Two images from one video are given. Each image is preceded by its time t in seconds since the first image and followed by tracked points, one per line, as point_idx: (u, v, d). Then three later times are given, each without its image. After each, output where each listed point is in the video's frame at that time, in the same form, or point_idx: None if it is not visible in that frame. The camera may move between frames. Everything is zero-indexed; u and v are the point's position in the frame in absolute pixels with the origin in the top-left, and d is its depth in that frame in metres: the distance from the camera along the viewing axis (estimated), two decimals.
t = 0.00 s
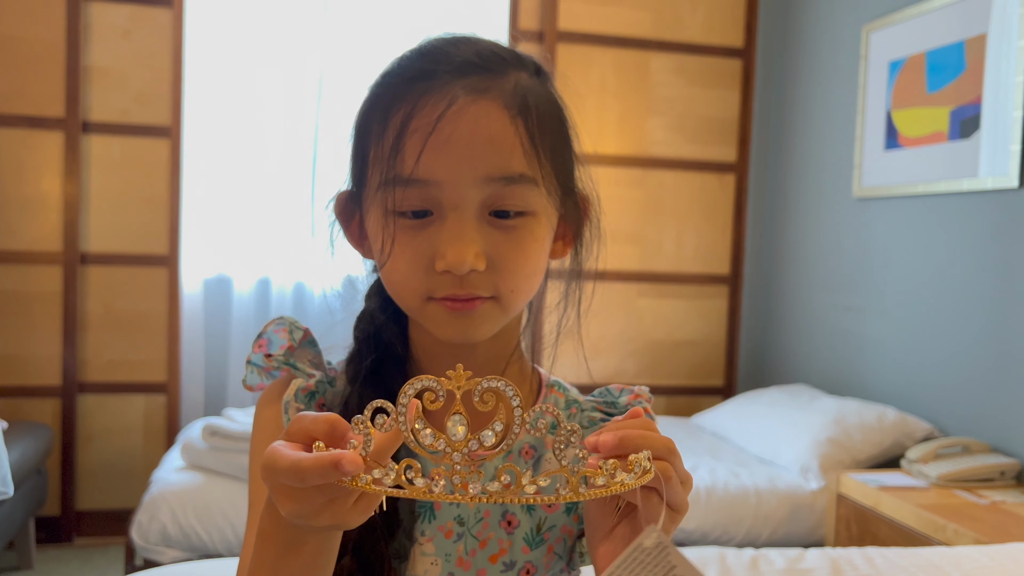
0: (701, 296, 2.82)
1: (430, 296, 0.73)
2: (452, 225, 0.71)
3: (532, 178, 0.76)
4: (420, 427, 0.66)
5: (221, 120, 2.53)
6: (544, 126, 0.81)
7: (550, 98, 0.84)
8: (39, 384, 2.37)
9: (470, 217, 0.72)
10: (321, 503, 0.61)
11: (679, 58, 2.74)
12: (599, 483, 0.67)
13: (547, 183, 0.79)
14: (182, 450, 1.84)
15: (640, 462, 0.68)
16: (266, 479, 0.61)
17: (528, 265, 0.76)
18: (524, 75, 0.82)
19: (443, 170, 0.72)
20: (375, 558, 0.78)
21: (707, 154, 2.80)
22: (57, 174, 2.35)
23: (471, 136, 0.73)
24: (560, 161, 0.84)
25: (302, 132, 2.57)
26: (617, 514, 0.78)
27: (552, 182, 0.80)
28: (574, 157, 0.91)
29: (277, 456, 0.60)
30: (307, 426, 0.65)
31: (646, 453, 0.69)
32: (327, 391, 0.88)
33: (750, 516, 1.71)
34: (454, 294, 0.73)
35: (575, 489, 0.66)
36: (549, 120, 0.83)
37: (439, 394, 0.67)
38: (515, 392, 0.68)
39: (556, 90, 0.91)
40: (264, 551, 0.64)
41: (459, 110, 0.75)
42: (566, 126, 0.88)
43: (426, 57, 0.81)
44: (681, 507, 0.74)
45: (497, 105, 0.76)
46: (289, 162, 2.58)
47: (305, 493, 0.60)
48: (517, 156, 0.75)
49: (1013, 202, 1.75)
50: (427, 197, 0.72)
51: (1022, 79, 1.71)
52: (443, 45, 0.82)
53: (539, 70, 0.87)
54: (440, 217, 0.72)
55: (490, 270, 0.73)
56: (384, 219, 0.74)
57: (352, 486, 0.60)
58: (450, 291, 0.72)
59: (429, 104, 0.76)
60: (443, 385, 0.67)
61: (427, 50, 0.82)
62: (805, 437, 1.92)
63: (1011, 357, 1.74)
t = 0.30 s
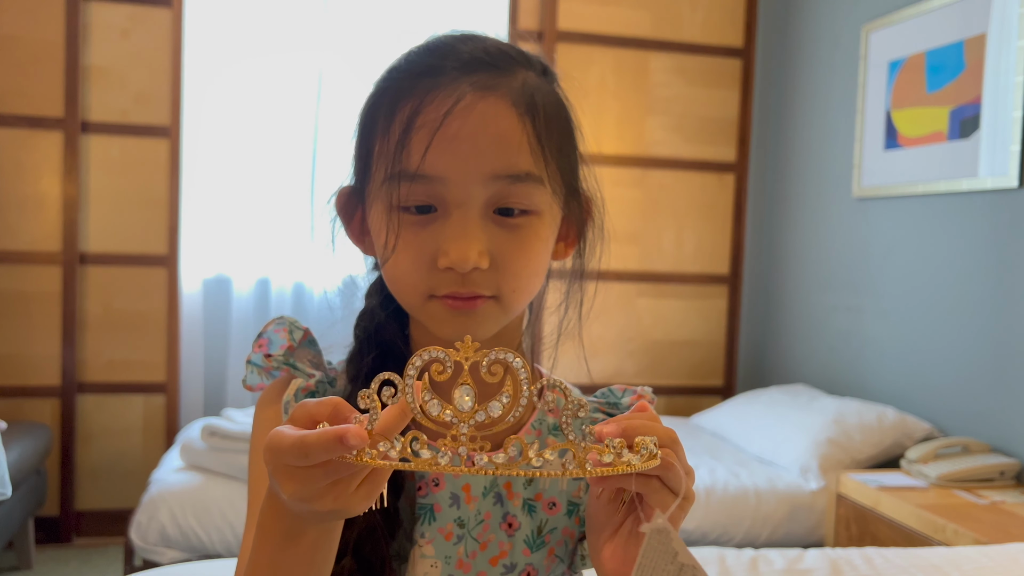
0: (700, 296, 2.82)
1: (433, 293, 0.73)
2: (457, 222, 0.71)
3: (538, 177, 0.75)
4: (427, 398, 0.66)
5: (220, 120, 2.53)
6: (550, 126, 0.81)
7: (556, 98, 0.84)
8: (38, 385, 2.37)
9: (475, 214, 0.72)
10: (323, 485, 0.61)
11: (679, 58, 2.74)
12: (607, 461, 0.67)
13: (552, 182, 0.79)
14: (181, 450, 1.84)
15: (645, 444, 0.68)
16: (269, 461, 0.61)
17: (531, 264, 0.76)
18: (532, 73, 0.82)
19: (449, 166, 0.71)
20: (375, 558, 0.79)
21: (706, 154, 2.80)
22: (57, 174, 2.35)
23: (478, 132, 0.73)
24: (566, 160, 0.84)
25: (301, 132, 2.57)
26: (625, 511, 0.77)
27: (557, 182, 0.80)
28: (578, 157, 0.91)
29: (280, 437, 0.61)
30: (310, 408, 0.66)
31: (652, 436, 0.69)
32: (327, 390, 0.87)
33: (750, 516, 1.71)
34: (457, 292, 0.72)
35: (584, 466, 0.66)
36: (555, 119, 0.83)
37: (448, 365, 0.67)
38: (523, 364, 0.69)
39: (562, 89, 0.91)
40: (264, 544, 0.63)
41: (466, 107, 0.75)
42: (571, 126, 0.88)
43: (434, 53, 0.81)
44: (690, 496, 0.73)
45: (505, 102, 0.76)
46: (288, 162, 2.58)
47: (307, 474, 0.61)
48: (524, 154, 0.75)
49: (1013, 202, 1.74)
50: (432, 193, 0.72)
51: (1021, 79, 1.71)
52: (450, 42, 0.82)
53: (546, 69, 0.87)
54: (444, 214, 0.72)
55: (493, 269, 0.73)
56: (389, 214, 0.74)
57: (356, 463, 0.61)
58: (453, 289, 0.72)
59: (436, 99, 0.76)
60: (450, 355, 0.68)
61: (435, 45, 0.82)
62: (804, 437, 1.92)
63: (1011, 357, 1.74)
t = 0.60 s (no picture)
0: (701, 294, 2.82)
1: (435, 289, 0.73)
2: (460, 217, 0.71)
3: (540, 174, 0.76)
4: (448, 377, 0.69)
5: (220, 118, 2.53)
6: (552, 124, 0.81)
7: (557, 97, 0.85)
8: (39, 383, 2.37)
9: (478, 209, 0.72)
10: (337, 471, 0.61)
11: (679, 57, 2.73)
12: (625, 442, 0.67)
13: (554, 179, 0.79)
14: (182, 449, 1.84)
15: (658, 430, 0.69)
16: (280, 448, 0.60)
17: (533, 261, 0.76)
18: (534, 71, 0.82)
19: (453, 161, 0.71)
20: (375, 558, 0.78)
21: (707, 153, 2.80)
22: (57, 173, 2.35)
23: (482, 128, 0.73)
24: (566, 158, 0.84)
25: (301, 130, 2.57)
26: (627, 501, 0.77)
27: (558, 179, 0.80)
28: (578, 156, 0.91)
29: (293, 424, 0.60)
30: (321, 397, 0.66)
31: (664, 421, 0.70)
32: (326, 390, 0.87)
33: (750, 515, 1.71)
34: (460, 287, 0.72)
35: (604, 446, 0.66)
36: (556, 117, 0.83)
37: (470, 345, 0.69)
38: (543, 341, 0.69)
39: (562, 88, 0.91)
40: (271, 537, 0.63)
41: (470, 103, 0.75)
42: (571, 125, 0.88)
43: (437, 49, 0.81)
44: (693, 484, 0.73)
45: (507, 99, 0.76)
46: (288, 161, 2.58)
47: (320, 460, 0.60)
48: (526, 150, 0.75)
49: (1014, 200, 1.74)
50: (436, 188, 0.71)
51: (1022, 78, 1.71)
52: (453, 39, 0.82)
53: (547, 68, 0.87)
54: (448, 209, 0.72)
55: (495, 264, 0.73)
56: (391, 209, 0.74)
57: (374, 444, 0.61)
58: (456, 284, 0.72)
59: (439, 95, 0.76)
60: (471, 335, 0.69)
61: (438, 42, 0.82)
62: (804, 436, 1.92)
63: (1011, 355, 1.74)
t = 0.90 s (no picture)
0: (701, 291, 2.82)
1: (432, 282, 0.73)
2: (458, 211, 0.71)
3: (537, 169, 0.76)
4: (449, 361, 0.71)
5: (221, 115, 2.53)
6: (548, 120, 0.81)
7: (553, 94, 0.85)
8: (41, 380, 2.37)
9: (475, 203, 0.72)
10: (338, 458, 0.61)
11: (681, 53, 2.73)
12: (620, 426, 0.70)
13: (550, 174, 0.80)
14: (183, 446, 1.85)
15: (652, 414, 0.71)
16: (283, 436, 0.61)
17: (529, 256, 0.76)
18: (531, 68, 0.82)
19: (450, 155, 0.72)
20: (373, 551, 0.78)
21: (708, 149, 2.80)
22: (58, 170, 2.35)
23: (479, 123, 0.73)
24: (562, 154, 0.84)
25: (302, 127, 2.56)
26: (624, 492, 0.78)
27: (554, 174, 0.81)
28: (574, 152, 0.92)
29: (296, 412, 0.61)
30: (325, 385, 0.66)
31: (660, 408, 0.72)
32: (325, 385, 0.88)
33: (750, 511, 1.71)
34: (457, 281, 0.73)
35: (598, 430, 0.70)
36: (553, 114, 0.83)
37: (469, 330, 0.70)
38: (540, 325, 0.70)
39: (559, 85, 0.91)
40: (273, 525, 0.63)
41: (467, 98, 0.75)
42: (568, 122, 0.89)
43: (435, 45, 0.81)
44: (691, 474, 0.74)
45: (505, 95, 0.76)
46: (289, 157, 2.58)
47: (323, 447, 0.61)
48: (523, 145, 0.75)
49: (1014, 196, 1.74)
50: (434, 182, 0.72)
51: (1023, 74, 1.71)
52: (451, 35, 0.82)
53: (544, 66, 0.87)
54: (445, 203, 0.72)
55: (492, 258, 0.73)
56: (389, 203, 0.74)
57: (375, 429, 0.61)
58: (452, 277, 0.72)
59: (437, 90, 0.76)
60: (471, 321, 0.70)
61: (435, 38, 0.82)
62: (804, 432, 1.92)
63: (1011, 350, 1.75)
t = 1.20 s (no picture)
0: (703, 285, 2.82)
1: (435, 261, 0.73)
2: (461, 189, 0.71)
3: (540, 148, 0.76)
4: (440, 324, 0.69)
5: (222, 110, 2.53)
6: (551, 101, 0.81)
7: (555, 76, 0.85)
8: (44, 374, 2.38)
9: (479, 181, 0.72)
10: (332, 430, 0.62)
11: (683, 46, 2.73)
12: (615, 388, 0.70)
13: (553, 155, 0.79)
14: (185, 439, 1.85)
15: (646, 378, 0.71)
16: (277, 407, 0.61)
17: (532, 236, 0.76)
18: (535, 50, 0.82)
19: (455, 132, 0.72)
20: (376, 535, 0.77)
21: (710, 143, 2.79)
22: (60, 165, 2.35)
23: (484, 101, 0.73)
24: (564, 137, 0.84)
25: (303, 122, 2.56)
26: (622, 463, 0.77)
27: (557, 155, 0.81)
28: (576, 136, 0.91)
29: (290, 382, 0.61)
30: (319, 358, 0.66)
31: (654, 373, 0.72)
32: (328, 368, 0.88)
33: (753, 503, 1.71)
34: (459, 259, 0.72)
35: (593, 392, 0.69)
36: (556, 95, 0.83)
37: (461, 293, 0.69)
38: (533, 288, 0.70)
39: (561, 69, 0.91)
40: (268, 500, 0.63)
41: (472, 76, 0.75)
42: (570, 105, 0.89)
43: (439, 25, 0.81)
44: (686, 443, 0.75)
45: (509, 74, 0.76)
46: (291, 152, 2.58)
47: (317, 417, 0.61)
48: (527, 124, 0.75)
49: (1017, 187, 1.74)
50: (438, 159, 0.71)
51: None
52: (455, 16, 0.82)
53: (547, 49, 0.87)
54: (449, 180, 0.72)
55: (495, 237, 0.73)
56: (392, 181, 0.74)
57: (369, 396, 0.61)
58: (455, 256, 0.72)
59: (441, 68, 0.76)
60: (463, 284, 0.69)
61: (439, 19, 0.82)
62: (807, 425, 1.92)
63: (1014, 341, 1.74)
